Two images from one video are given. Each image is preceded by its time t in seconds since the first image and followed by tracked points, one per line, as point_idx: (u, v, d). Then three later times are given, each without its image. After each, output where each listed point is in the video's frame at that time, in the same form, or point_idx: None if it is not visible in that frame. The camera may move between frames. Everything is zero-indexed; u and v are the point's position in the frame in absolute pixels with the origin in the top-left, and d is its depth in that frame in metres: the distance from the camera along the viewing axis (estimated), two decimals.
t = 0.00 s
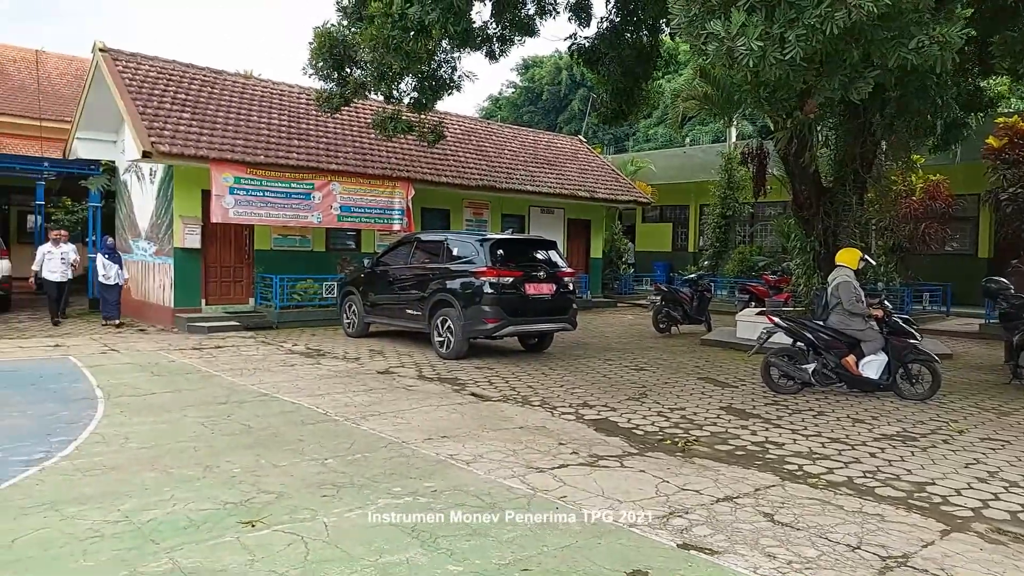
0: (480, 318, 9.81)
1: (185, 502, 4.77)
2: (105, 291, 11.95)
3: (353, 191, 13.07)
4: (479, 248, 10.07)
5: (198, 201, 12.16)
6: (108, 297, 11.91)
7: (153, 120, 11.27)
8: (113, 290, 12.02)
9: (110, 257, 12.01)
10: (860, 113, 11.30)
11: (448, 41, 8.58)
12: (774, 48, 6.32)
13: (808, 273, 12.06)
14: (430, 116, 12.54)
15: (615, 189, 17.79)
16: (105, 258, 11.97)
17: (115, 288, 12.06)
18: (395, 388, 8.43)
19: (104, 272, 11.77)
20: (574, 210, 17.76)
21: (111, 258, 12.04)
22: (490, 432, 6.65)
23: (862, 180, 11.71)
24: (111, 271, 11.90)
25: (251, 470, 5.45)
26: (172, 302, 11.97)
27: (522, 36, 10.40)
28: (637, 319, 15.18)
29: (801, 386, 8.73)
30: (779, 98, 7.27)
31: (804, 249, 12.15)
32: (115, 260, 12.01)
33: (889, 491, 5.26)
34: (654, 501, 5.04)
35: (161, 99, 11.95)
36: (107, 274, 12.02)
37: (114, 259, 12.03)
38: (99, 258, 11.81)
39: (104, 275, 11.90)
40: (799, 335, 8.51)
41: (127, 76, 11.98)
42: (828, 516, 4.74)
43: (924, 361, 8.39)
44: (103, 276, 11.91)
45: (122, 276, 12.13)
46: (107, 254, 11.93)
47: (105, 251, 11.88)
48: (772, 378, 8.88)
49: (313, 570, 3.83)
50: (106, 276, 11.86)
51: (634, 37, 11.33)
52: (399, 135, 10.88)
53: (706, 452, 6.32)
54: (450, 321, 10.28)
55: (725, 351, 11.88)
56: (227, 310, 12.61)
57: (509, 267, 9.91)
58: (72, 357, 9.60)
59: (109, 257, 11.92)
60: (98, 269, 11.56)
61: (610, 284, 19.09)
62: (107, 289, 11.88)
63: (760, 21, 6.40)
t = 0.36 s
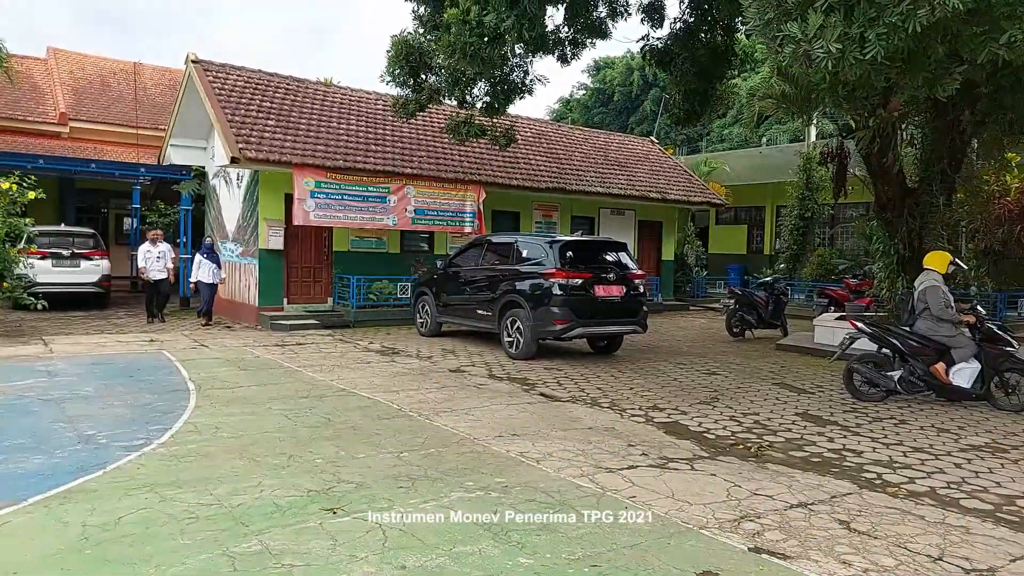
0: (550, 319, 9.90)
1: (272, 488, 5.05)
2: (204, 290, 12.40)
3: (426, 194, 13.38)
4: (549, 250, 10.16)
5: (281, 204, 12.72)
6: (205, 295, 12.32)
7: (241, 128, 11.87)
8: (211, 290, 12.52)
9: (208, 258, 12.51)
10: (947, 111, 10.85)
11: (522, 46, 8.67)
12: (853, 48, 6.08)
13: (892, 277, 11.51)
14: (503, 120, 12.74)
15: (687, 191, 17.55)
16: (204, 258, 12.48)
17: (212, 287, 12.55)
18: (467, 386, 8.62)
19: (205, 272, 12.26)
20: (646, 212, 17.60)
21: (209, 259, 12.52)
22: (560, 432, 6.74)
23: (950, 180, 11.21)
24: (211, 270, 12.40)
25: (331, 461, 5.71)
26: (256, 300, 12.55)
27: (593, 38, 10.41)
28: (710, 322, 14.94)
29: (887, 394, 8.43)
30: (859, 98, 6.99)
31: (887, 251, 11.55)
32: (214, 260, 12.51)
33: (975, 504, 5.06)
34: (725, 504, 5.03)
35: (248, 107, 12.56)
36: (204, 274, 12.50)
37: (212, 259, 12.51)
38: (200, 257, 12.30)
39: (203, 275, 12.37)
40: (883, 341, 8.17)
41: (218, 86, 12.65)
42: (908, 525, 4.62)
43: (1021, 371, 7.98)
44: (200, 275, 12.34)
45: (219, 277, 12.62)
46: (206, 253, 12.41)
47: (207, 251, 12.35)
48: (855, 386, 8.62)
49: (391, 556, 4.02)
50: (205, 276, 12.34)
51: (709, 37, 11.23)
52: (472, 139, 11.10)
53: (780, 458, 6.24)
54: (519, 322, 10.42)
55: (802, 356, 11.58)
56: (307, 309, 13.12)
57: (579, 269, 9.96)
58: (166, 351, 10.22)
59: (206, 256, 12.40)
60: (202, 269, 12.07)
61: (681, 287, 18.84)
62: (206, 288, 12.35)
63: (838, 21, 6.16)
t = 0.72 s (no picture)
0: (611, 323, 9.84)
1: (346, 484, 5.20)
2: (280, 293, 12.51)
3: (488, 198, 13.50)
4: (611, 253, 10.13)
5: (348, 207, 13.04)
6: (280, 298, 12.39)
7: (310, 133, 12.21)
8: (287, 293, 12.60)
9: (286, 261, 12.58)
10: None
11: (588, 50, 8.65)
12: (938, 48, 5.83)
13: (970, 281, 11.28)
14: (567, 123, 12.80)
15: (752, 193, 17.19)
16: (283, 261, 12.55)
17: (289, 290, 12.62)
18: (529, 388, 8.67)
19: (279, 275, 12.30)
20: (709, 215, 17.31)
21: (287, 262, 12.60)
22: (625, 436, 6.72)
23: None
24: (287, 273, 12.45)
25: (401, 460, 5.84)
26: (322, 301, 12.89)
27: (658, 40, 10.37)
28: (775, 328, 14.61)
29: (983, 406, 7.99)
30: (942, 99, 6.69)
31: (966, 255, 11.31)
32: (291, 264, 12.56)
33: None
34: (799, 514, 4.95)
35: (317, 113, 12.92)
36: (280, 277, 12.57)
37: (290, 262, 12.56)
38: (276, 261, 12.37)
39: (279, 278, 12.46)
40: (978, 350, 7.78)
41: (288, 92, 13.06)
42: (995, 543, 4.46)
43: None
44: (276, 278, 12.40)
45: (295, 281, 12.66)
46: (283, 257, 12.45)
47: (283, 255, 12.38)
48: (947, 396, 8.26)
49: (464, 554, 4.10)
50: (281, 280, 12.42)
51: (777, 36, 11.04)
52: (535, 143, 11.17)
53: (854, 468, 6.09)
54: (580, 324, 10.40)
55: (873, 363, 11.22)
56: (370, 310, 13.40)
57: (642, 272, 9.90)
58: (238, 350, 10.60)
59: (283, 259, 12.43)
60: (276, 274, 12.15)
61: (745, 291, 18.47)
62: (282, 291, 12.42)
63: (921, 21, 5.93)
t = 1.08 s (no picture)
0: (638, 326, 9.84)
1: (384, 486, 5.23)
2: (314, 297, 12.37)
3: (511, 201, 13.54)
4: (638, 256, 10.15)
5: (371, 210, 13.12)
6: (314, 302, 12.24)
7: (335, 137, 12.30)
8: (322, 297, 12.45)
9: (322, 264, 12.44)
10: None
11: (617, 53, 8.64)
12: (981, 52, 5.74)
13: (998, 284, 11.20)
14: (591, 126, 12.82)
15: (773, 196, 17.10)
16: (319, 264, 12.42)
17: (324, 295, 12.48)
18: (556, 391, 8.67)
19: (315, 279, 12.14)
20: (730, 217, 17.25)
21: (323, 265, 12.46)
22: (657, 440, 6.71)
23: None
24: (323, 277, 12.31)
25: (436, 462, 5.87)
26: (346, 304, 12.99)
27: (685, 43, 10.36)
28: (797, 331, 14.53)
29: None
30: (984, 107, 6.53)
31: (994, 258, 11.29)
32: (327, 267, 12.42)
33: None
34: (839, 519, 4.93)
35: (342, 116, 13.02)
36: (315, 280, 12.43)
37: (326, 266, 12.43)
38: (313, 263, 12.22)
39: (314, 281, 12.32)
40: None
41: (313, 96, 13.17)
42: None
43: None
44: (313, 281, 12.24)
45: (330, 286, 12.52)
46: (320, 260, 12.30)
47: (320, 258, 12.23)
48: (1006, 404, 7.99)
49: (509, 557, 4.11)
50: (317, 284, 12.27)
51: (805, 39, 10.99)
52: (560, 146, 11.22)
53: (890, 472, 6.05)
54: (605, 327, 10.41)
55: (899, 367, 11.13)
56: (393, 312, 13.48)
57: (668, 275, 9.91)
58: (265, 352, 10.68)
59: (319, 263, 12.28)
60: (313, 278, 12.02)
61: (765, 293, 18.38)
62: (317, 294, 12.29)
63: (964, 25, 5.86)
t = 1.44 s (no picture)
0: (655, 328, 9.85)
1: (417, 489, 5.23)
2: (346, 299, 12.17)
3: (523, 203, 13.54)
4: (654, 258, 10.15)
5: (384, 212, 13.13)
6: (348, 304, 12.07)
7: (348, 139, 12.32)
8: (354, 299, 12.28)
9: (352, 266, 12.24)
10: None
11: (638, 56, 8.69)
12: (1015, 53, 5.74)
13: (1012, 283, 11.01)
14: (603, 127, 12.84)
15: (783, 197, 17.11)
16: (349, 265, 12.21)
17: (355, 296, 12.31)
18: (576, 393, 8.67)
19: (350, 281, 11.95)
20: (740, 219, 17.25)
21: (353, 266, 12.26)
22: (683, 442, 6.71)
23: None
24: (354, 278, 12.14)
25: (466, 464, 5.87)
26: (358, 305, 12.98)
27: (701, 45, 10.41)
28: (809, 332, 14.53)
29: None
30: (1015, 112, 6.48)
31: (1009, 259, 11.21)
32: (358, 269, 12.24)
33: None
34: (873, 520, 4.94)
35: (354, 118, 13.04)
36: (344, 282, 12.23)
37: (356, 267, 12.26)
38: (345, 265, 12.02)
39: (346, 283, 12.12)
40: None
41: (325, 98, 13.19)
42: None
43: None
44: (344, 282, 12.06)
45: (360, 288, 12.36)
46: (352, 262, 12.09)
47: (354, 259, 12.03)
48: None
49: (551, 559, 4.12)
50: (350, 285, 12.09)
51: (822, 40, 11.06)
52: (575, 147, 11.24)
53: (919, 474, 6.05)
54: (621, 328, 10.44)
55: (915, 368, 11.14)
56: (406, 315, 13.48)
57: (685, 277, 9.92)
58: (281, 354, 10.68)
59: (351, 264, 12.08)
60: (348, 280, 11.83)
61: (774, 295, 18.39)
62: (350, 296, 12.11)
63: (997, 27, 5.88)
